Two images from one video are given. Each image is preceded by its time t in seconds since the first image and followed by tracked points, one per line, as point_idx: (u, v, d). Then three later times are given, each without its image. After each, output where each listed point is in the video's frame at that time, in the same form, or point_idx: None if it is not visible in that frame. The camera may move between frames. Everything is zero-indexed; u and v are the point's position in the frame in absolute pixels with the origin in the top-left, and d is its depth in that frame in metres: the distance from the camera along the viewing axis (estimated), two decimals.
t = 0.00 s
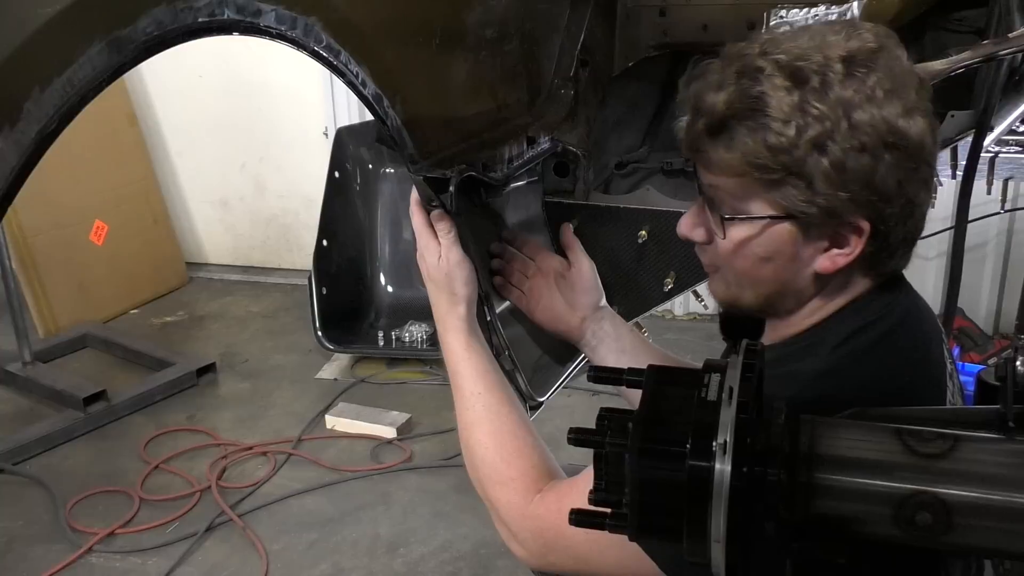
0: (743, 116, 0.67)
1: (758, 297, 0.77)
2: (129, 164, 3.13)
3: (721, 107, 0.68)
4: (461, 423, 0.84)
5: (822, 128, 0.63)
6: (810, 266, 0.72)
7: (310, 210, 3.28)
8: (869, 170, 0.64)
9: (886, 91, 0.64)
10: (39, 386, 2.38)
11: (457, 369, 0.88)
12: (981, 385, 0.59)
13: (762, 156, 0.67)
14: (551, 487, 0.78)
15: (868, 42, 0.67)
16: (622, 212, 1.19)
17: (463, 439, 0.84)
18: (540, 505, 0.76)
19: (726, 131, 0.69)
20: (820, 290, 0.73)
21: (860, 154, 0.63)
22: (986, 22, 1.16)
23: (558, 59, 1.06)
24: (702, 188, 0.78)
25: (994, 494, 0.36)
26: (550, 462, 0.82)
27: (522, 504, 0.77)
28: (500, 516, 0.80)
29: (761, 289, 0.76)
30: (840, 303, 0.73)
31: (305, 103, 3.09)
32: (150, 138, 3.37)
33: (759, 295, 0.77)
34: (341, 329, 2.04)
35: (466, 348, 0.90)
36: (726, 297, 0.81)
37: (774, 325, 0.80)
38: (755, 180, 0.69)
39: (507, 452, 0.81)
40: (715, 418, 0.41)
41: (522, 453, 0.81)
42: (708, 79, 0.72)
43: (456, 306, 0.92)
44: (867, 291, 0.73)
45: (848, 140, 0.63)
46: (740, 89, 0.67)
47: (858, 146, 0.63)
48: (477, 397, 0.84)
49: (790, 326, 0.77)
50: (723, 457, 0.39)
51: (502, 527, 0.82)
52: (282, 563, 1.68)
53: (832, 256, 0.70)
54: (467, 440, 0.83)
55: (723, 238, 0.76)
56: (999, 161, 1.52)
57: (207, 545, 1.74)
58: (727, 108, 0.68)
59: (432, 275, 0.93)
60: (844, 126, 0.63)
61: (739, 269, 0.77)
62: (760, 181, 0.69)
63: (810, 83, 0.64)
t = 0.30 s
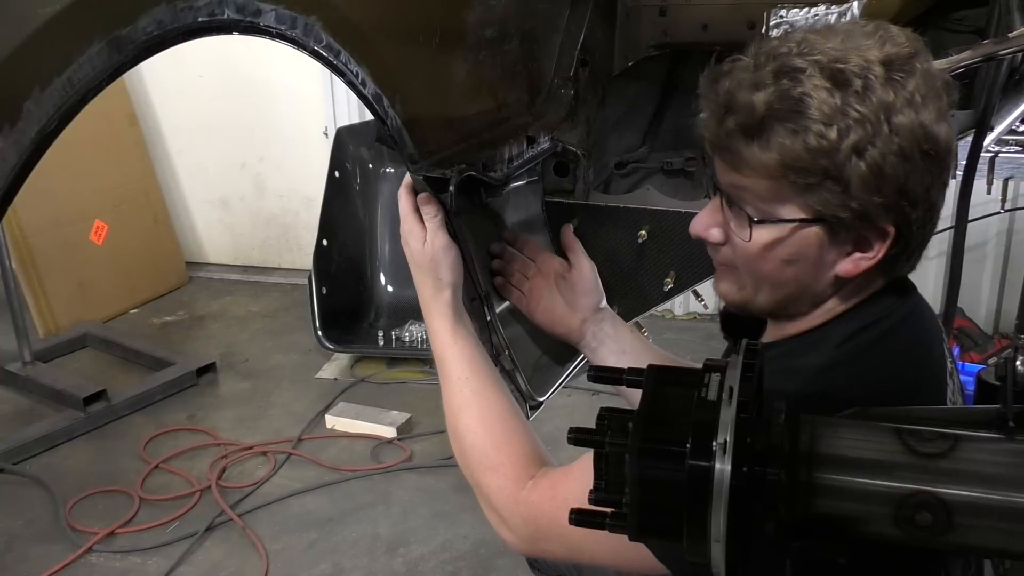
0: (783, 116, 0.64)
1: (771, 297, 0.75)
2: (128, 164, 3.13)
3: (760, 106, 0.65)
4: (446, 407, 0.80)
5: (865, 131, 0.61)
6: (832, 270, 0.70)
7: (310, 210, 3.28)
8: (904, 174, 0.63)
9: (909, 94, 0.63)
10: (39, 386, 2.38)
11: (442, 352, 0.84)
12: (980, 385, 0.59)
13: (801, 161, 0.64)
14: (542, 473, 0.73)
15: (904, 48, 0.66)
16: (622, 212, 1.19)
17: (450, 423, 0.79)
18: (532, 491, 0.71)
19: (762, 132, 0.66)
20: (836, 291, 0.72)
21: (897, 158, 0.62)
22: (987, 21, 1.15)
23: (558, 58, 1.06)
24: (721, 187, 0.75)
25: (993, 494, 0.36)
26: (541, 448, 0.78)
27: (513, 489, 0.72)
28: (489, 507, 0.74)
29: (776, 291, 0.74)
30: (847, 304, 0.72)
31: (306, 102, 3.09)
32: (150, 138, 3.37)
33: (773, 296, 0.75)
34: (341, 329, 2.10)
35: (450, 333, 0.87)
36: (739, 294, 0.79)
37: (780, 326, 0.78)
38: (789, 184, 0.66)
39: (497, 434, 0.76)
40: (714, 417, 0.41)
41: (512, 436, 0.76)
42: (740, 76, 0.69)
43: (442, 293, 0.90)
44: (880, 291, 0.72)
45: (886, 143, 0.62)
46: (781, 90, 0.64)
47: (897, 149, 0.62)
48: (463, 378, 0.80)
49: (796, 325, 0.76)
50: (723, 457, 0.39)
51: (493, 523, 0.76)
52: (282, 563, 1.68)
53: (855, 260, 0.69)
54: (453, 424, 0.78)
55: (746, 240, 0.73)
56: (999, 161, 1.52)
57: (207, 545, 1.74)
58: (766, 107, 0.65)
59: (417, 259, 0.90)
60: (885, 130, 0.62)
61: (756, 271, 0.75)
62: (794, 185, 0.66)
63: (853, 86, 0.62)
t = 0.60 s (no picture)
0: (796, 134, 0.63)
1: (775, 303, 0.75)
2: (128, 163, 3.13)
3: (772, 124, 0.64)
4: (446, 405, 0.79)
5: (876, 151, 0.61)
6: (837, 282, 0.70)
7: (310, 210, 3.28)
8: (915, 194, 0.64)
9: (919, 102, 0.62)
10: (39, 386, 2.37)
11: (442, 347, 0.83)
12: (980, 385, 0.59)
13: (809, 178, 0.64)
14: (542, 472, 0.74)
15: (918, 62, 0.65)
16: (622, 211, 1.19)
17: (449, 422, 0.78)
18: (532, 490, 0.71)
19: (774, 149, 0.65)
20: (839, 298, 0.72)
21: (908, 174, 0.62)
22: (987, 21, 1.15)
23: (559, 58, 1.06)
24: (727, 195, 0.75)
25: (994, 494, 0.36)
26: (540, 447, 0.78)
27: (512, 488, 0.72)
28: (487, 503, 0.75)
29: (779, 296, 0.75)
30: (845, 308, 0.73)
31: (306, 102, 3.09)
32: (150, 138, 3.37)
33: (777, 303, 0.75)
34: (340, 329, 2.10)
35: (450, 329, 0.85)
36: (741, 298, 0.79)
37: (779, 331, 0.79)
38: (801, 201, 0.66)
39: (496, 433, 0.76)
40: (714, 417, 0.41)
41: (512, 435, 0.76)
42: (750, 89, 0.67)
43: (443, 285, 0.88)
44: (886, 293, 0.72)
45: (898, 161, 0.62)
46: (794, 107, 0.63)
47: (907, 169, 0.62)
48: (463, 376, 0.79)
49: (795, 328, 0.76)
50: (723, 457, 0.39)
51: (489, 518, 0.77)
52: (282, 563, 1.68)
53: (858, 271, 0.69)
54: (453, 422, 0.78)
55: (753, 250, 0.73)
56: (999, 161, 1.52)
57: (207, 545, 1.74)
58: (777, 125, 0.64)
59: (415, 252, 0.88)
60: (897, 147, 0.61)
61: (760, 279, 0.75)
62: (806, 202, 0.66)
63: (865, 104, 0.61)
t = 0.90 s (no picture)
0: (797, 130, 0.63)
1: (774, 301, 0.75)
2: (128, 163, 3.13)
3: (773, 120, 0.64)
4: (446, 394, 0.78)
5: (876, 147, 0.61)
6: (835, 279, 0.70)
7: (310, 210, 3.28)
8: (913, 189, 0.64)
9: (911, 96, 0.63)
10: (38, 386, 2.37)
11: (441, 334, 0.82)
12: (979, 385, 0.59)
13: (809, 171, 0.64)
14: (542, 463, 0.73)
15: (914, 57, 0.65)
16: (622, 211, 1.20)
17: (449, 411, 0.77)
18: (531, 481, 0.70)
19: (775, 145, 0.65)
20: (837, 296, 0.72)
21: (905, 169, 0.63)
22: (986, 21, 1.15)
23: (558, 57, 1.05)
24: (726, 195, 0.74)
25: (994, 494, 0.36)
26: (540, 438, 0.77)
27: (511, 480, 0.71)
28: (486, 496, 0.73)
29: (776, 292, 0.75)
30: (844, 306, 0.73)
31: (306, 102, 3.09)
32: (150, 137, 3.38)
33: (777, 301, 0.75)
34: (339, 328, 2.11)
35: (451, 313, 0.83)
36: (739, 296, 0.79)
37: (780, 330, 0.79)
38: (799, 197, 0.66)
39: (496, 423, 0.74)
40: (714, 417, 0.41)
41: (511, 424, 0.75)
42: (751, 87, 0.67)
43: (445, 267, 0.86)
44: (882, 294, 0.72)
45: (896, 156, 0.62)
46: (794, 103, 0.63)
47: (906, 162, 0.62)
48: (462, 364, 0.78)
49: (795, 327, 0.76)
50: (723, 457, 0.39)
51: (489, 511, 0.75)
52: (282, 563, 1.68)
53: (858, 267, 0.69)
54: (452, 412, 0.77)
55: (752, 248, 0.72)
56: (999, 160, 1.52)
57: (207, 545, 1.74)
58: (779, 122, 0.64)
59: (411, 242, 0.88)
60: (896, 142, 0.61)
61: (759, 276, 0.74)
62: (806, 199, 0.65)
63: (866, 101, 0.61)
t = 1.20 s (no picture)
0: (779, 115, 0.64)
1: (770, 298, 0.75)
2: (127, 163, 3.13)
3: (750, 107, 0.65)
4: (445, 375, 0.79)
5: (852, 129, 0.62)
6: (830, 266, 0.70)
7: (310, 210, 3.28)
8: (896, 168, 0.64)
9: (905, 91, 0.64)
10: (38, 386, 2.37)
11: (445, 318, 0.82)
12: (978, 385, 0.59)
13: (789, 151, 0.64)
14: (538, 452, 0.74)
15: (885, 42, 0.67)
16: (622, 211, 1.20)
17: (447, 394, 0.78)
18: (527, 469, 0.71)
19: (753, 132, 0.66)
20: (833, 290, 0.72)
21: (891, 151, 0.63)
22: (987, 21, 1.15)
23: (557, 58, 1.05)
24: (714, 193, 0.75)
25: (993, 494, 0.36)
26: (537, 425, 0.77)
27: (507, 466, 0.72)
28: (475, 479, 0.74)
29: (774, 291, 0.75)
30: (840, 297, 0.73)
31: (306, 102, 3.09)
32: (149, 138, 3.37)
33: (774, 298, 0.75)
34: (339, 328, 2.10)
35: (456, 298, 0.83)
36: (738, 295, 0.79)
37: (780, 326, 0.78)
38: (778, 181, 0.67)
39: (494, 409, 0.75)
40: (713, 417, 0.41)
41: (511, 411, 0.75)
42: (727, 79, 0.69)
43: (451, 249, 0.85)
44: (878, 284, 0.73)
45: (877, 135, 0.62)
46: (770, 89, 0.64)
47: (886, 141, 0.63)
48: (465, 348, 0.78)
49: (799, 323, 0.76)
50: (723, 457, 0.39)
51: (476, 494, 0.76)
52: (281, 563, 1.68)
53: (850, 255, 0.69)
54: (450, 393, 0.77)
55: (742, 239, 0.73)
56: (999, 160, 1.52)
57: (206, 545, 1.74)
58: (756, 107, 0.65)
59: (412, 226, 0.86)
60: (875, 124, 0.62)
61: (752, 269, 0.75)
62: (787, 181, 0.66)
63: (841, 82, 0.63)
